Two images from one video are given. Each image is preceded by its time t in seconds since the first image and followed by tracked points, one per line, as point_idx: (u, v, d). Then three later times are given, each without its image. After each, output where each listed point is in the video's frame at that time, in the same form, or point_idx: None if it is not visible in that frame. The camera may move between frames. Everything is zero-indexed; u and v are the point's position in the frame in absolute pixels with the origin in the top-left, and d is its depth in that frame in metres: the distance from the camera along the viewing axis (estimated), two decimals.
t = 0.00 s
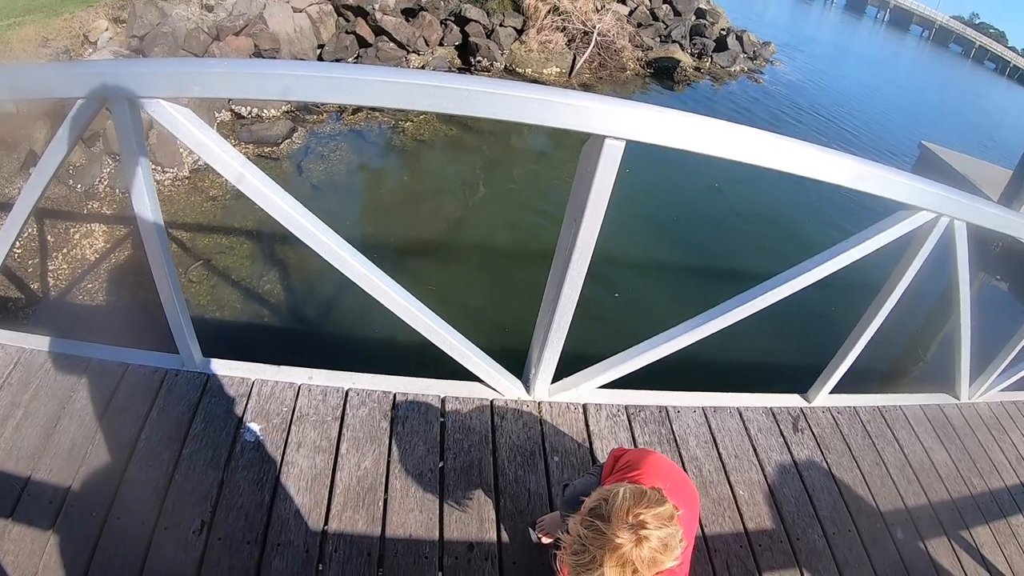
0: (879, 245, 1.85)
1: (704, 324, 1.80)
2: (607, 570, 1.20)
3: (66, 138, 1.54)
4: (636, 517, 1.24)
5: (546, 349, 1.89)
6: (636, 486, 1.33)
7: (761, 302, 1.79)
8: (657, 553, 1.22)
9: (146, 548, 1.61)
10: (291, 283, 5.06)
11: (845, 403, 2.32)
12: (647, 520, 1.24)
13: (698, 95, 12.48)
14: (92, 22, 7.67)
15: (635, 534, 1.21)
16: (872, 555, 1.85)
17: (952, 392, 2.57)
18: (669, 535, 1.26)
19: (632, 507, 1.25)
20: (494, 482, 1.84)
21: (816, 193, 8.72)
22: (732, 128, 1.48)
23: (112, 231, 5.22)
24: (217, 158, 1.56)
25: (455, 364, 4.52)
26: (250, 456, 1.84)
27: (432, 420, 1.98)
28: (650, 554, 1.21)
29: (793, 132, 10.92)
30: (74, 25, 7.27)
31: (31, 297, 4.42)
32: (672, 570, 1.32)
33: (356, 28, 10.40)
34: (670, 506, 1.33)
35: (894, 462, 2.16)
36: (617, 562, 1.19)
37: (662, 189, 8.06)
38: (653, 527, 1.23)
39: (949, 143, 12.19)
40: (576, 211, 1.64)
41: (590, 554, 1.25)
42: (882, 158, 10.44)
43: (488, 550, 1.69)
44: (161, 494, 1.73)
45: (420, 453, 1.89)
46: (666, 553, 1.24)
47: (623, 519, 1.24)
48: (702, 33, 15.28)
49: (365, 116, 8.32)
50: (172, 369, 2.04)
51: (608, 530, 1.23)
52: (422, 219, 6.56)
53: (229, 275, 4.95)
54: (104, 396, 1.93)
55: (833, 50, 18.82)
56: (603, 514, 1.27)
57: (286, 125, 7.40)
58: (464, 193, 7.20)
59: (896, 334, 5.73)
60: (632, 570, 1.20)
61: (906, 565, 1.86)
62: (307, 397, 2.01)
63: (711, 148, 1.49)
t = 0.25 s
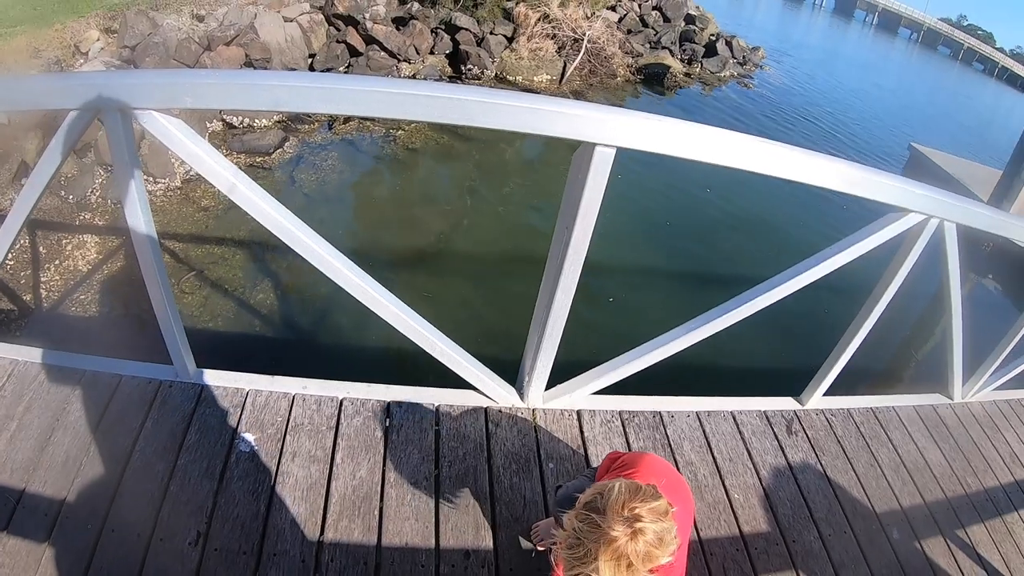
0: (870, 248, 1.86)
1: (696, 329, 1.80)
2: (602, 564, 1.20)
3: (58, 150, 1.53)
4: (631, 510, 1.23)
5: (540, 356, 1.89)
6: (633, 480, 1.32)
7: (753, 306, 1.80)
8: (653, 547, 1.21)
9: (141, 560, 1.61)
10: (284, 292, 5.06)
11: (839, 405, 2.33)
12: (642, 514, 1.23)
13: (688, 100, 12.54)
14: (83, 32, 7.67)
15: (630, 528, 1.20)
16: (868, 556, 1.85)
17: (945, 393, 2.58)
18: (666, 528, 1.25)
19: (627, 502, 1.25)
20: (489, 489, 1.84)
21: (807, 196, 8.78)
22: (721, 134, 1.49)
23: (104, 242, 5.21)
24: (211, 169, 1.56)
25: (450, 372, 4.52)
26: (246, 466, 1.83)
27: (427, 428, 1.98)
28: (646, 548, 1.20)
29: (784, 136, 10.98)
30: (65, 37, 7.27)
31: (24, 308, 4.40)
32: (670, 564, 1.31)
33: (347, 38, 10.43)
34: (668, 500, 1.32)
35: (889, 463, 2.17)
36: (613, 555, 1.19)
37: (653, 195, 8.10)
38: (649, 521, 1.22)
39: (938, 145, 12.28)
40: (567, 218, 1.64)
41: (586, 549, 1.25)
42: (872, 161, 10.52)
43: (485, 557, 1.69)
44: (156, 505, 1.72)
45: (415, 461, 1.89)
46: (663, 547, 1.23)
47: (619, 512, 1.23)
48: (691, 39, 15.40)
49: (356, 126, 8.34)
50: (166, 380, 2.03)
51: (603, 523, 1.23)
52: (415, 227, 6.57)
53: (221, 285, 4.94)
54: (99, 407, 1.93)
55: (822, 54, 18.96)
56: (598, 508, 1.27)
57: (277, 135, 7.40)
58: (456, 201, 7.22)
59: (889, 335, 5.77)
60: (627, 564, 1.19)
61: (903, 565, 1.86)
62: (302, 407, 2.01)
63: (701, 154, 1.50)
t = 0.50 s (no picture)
0: (862, 251, 1.87)
1: (690, 334, 1.81)
2: (580, 547, 1.23)
3: (52, 159, 1.53)
4: (605, 494, 1.29)
5: (534, 362, 1.89)
6: (606, 471, 1.39)
7: (746, 310, 1.81)
8: (629, 529, 1.26)
9: (137, 570, 1.60)
10: (278, 301, 5.05)
11: (833, 408, 2.34)
12: (616, 497, 1.29)
13: (680, 106, 12.57)
14: (76, 41, 7.68)
15: (605, 509, 1.26)
16: (864, 558, 1.86)
17: (939, 394, 2.59)
18: (640, 513, 1.30)
19: (601, 487, 1.31)
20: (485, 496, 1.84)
21: (800, 200, 8.82)
22: (712, 140, 1.49)
23: (98, 252, 5.20)
24: (205, 178, 1.56)
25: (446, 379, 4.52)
26: (242, 475, 1.83)
27: (422, 436, 1.98)
28: (622, 530, 1.25)
29: (776, 140, 11.03)
30: (58, 46, 7.26)
31: (18, 318, 4.39)
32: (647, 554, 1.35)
33: (339, 45, 10.44)
34: (641, 490, 1.38)
35: (884, 465, 2.17)
36: (590, 537, 1.23)
37: (646, 201, 8.13)
38: (623, 504, 1.28)
39: (929, 147, 12.35)
40: (560, 225, 1.65)
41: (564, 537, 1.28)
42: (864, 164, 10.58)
43: (481, 564, 1.68)
44: (152, 514, 1.72)
45: (410, 469, 1.89)
46: (638, 530, 1.28)
47: (593, 497, 1.29)
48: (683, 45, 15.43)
49: (349, 134, 8.34)
50: (161, 390, 2.03)
51: (579, 508, 1.28)
52: (409, 235, 6.57)
53: (216, 294, 4.93)
54: (93, 417, 1.92)
55: (813, 59, 19.06)
56: (574, 496, 1.32)
57: (271, 144, 7.41)
58: (450, 208, 7.22)
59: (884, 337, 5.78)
60: (604, 545, 1.24)
61: (900, 566, 1.86)
62: (297, 415, 2.01)
63: (692, 160, 1.50)
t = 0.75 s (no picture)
0: (856, 253, 1.88)
1: (685, 337, 1.81)
2: (565, 530, 1.34)
3: (48, 167, 1.53)
4: (589, 481, 1.39)
5: (531, 367, 1.90)
6: (593, 462, 1.49)
7: (741, 313, 1.82)
8: (612, 516, 1.36)
9: None
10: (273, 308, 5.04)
11: (829, 410, 2.34)
12: (600, 485, 1.39)
13: (675, 111, 12.60)
14: (70, 49, 7.68)
15: (589, 495, 1.36)
16: (862, 559, 1.86)
17: (935, 395, 2.60)
18: (624, 501, 1.40)
19: (586, 475, 1.42)
20: (483, 501, 1.84)
21: (794, 203, 8.86)
22: (705, 144, 1.50)
23: (93, 260, 5.19)
24: (201, 186, 1.56)
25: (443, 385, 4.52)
26: (239, 482, 1.83)
27: (419, 441, 1.98)
28: (606, 516, 1.35)
29: (770, 144, 11.07)
30: (53, 54, 7.26)
31: (14, 327, 4.38)
32: (633, 541, 1.44)
33: (334, 53, 10.45)
34: (628, 480, 1.48)
35: (881, 466, 2.18)
36: (574, 521, 1.33)
37: (641, 205, 8.15)
38: (607, 491, 1.38)
39: (923, 150, 12.40)
40: (556, 230, 1.65)
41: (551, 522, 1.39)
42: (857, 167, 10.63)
43: (479, 569, 1.68)
44: (150, 522, 1.71)
45: (408, 474, 1.89)
46: (621, 517, 1.37)
47: (578, 483, 1.40)
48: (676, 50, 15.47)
49: (344, 141, 8.35)
50: (157, 398, 2.03)
51: (564, 493, 1.39)
52: (405, 241, 6.58)
53: (211, 302, 4.92)
54: (90, 425, 1.92)
55: (806, 63, 19.15)
56: (561, 483, 1.43)
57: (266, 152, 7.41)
58: (445, 215, 7.23)
59: (880, 339, 5.80)
60: (588, 530, 1.33)
61: (898, 566, 1.87)
62: (294, 422, 2.00)
63: (686, 164, 1.51)
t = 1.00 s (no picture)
0: (853, 256, 1.88)
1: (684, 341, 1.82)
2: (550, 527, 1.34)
3: (46, 174, 1.53)
4: (576, 479, 1.40)
5: (529, 372, 1.90)
6: (582, 461, 1.50)
7: (738, 318, 1.82)
8: (598, 514, 1.36)
9: None
10: (271, 314, 5.03)
11: (827, 413, 2.35)
12: (586, 483, 1.40)
13: (671, 116, 12.63)
14: (68, 56, 7.67)
15: (575, 493, 1.37)
16: (861, 561, 1.86)
17: (933, 397, 2.60)
18: (611, 500, 1.40)
19: (573, 473, 1.42)
20: (482, 506, 1.84)
21: (791, 206, 8.89)
22: (702, 148, 1.51)
23: (91, 266, 5.18)
24: (200, 193, 1.57)
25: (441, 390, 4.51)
26: (238, 488, 1.83)
27: (418, 447, 1.98)
28: (591, 514, 1.35)
29: (767, 148, 11.10)
30: (50, 60, 7.26)
31: (11, 333, 4.37)
32: (620, 542, 1.43)
33: (331, 60, 10.47)
34: (615, 480, 1.48)
35: (879, 468, 2.18)
36: (559, 518, 1.33)
37: (638, 210, 8.17)
38: (593, 490, 1.38)
39: (919, 153, 12.44)
40: (553, 236, 1.66)
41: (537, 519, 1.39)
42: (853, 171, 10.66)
43: None
44: (149, 528, 1.71)
45: (407, 480, 1.89)
46: (607, 516, 1.37)
47: (565, 481, 1.40)
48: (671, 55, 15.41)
49: (341, 147, 8.36)
50: (156, 404, 2.03)
51: (551, 490, 1.39)
52: (402, 247, 6.58)
53: (209, 308, 4.92)
54: (89, 432, 1.92)
55: (802, 68, 19.23)
56: (548, 480, 1.43)
57: (263, 158, 7.41)
58: (443, 221, 7.24)
59: (878, 342, 5.82)
60: (574, 527, 1.34)
61: (897, 568, 1.87)
62: (293, 429, 2.01)
63: (683, 169, 1.51)
